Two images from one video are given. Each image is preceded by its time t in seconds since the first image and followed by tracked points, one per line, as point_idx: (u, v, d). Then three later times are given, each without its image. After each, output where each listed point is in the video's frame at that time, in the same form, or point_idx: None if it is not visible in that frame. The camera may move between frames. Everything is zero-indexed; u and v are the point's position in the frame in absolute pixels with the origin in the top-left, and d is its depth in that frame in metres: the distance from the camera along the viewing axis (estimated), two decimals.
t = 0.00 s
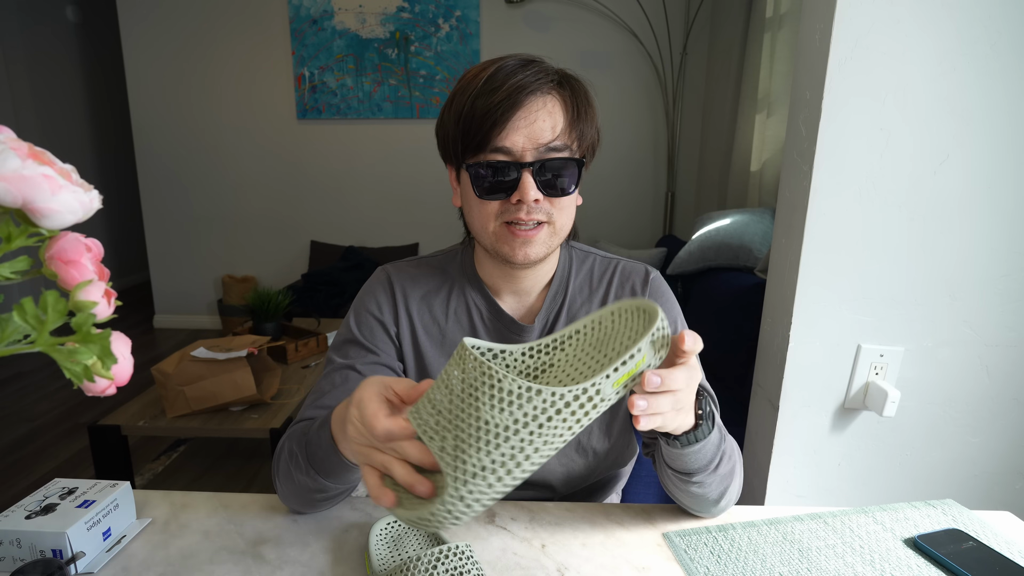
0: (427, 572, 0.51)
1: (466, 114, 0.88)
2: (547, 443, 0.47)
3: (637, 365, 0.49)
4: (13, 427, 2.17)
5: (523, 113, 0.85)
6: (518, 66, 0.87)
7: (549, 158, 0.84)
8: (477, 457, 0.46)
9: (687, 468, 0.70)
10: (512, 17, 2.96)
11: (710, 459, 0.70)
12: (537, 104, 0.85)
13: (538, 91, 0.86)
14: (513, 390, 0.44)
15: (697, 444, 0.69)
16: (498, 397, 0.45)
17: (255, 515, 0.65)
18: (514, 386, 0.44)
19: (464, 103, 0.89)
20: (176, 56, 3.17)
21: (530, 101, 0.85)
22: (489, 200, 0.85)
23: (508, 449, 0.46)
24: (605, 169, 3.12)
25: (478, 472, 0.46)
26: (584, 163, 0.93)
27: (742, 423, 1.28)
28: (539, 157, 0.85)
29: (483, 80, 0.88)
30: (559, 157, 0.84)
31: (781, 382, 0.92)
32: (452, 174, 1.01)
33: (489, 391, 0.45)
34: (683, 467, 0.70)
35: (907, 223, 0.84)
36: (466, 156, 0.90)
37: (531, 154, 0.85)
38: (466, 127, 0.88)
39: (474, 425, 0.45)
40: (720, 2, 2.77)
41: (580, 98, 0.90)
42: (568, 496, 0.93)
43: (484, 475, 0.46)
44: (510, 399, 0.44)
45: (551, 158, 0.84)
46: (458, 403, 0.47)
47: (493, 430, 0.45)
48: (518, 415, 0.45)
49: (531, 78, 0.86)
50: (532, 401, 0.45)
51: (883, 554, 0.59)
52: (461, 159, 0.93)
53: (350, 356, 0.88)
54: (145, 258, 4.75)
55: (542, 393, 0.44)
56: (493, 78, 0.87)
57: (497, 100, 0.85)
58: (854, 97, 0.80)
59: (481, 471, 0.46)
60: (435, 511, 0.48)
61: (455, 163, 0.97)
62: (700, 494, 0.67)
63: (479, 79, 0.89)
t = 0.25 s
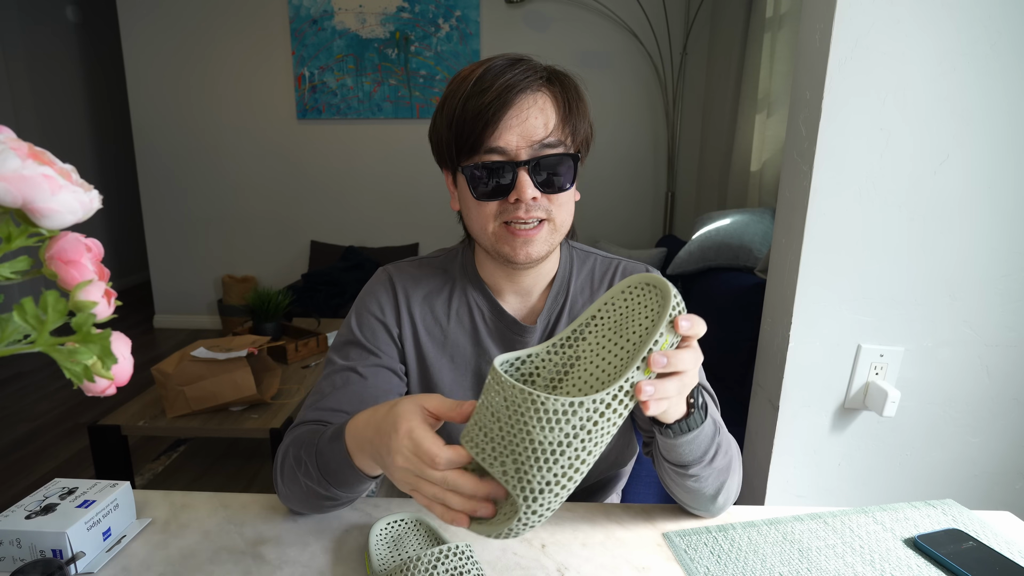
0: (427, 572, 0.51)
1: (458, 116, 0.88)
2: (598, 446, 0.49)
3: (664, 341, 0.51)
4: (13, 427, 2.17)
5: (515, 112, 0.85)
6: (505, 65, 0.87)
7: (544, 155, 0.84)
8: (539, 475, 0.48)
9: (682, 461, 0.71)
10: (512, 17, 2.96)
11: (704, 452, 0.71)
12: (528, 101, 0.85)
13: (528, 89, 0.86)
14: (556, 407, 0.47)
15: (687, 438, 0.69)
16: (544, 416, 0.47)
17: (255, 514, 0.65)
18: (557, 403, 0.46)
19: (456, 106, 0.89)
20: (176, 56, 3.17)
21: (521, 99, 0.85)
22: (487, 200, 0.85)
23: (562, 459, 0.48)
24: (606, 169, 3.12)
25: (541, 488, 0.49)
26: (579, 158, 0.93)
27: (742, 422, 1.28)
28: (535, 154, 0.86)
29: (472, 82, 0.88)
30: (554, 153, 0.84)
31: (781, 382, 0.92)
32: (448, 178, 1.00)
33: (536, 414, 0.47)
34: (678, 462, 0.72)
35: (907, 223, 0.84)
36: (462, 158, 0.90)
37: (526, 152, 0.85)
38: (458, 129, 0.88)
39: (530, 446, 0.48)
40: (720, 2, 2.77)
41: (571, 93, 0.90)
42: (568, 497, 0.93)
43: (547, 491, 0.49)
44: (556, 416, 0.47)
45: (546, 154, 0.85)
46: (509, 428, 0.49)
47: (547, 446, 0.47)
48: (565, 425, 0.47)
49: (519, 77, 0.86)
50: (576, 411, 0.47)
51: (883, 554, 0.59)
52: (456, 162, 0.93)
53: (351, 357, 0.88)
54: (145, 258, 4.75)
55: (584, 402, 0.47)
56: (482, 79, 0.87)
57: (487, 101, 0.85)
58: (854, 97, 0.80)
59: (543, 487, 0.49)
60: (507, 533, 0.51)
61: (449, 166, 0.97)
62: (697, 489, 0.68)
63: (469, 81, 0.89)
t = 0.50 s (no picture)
0: (427, 573, 0.51)
1: (459, 115, 0.89)
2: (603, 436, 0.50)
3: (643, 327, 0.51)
4: (13, 427, 2.17)
5: (515, 109, 0.85)
6: (506, 64, 0.88)
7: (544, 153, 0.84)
8: (551, 476, 0.50)
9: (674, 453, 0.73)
10: (512, 17, 2.96)
11: (696, 442, 0.72)
12: (529, 100, 0.85)
13: (528, 86, 0.86)
14: (547, 413, 0.48)
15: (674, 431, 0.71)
16: (539, 423, 0.48)
17: (255, 514, 0.65)
18: (547, 410, 0.48)
19: (457, 105, 0.90)
20: (176, 56, 3.17)
21: (521, 97, 0.85)
22: (487, 199, 0.84)
23: (570, 457, 0.49)
24: (606, 169, 3.12)
25: (557, 485, 0.50)
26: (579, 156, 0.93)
27: (742, 423, 1.28)
28: (535, 151, 0.85)
29: (473, 80, 0.89)
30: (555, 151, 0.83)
31: (781, 383, 0.92)
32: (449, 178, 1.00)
33: (532, 421, 0.48)
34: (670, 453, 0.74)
35: (907, 223, 0.84)
36: (462, 157, 0.90)
37: (527, 149, 0.85)
38: (460, 128, 0.89)
39: (536, 450, 0.49)
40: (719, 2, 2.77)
41: (572, 91, 0.90)
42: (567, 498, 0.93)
43: (564, 487, 0.50)
44: (550, 421, 0.48)
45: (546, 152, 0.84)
46: (515, 437, 0.50)
47: (551, 448, 0.49)
48: (563, 426, 0.48)
49: (521, 75, 0.87)
50: (569, 412, 0.48)
51: (883, 554, 0.59)
52: (457, 161, 0.93)
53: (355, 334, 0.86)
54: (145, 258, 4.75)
55: (574, 403, 0.48)
56: (484, 78, 0.88)
57: (488, 98, 0.85)
58: (854, 98, 0.80)
59: (559, 484, 0.50)
60: (536, 529, 0.53)
61: (451, 165, 0.97)
62: (692, 482, 0.71)
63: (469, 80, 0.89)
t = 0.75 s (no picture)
0: (427, 572, 0.51)
1: (461, 107, 0.90)
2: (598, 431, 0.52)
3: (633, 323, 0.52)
4: (13, 427, 2.17)
5: (514, 99, 0.86)
6: (508, 57, 0.89)
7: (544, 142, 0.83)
8: (549, 468, 0.52)
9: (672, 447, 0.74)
10: (512, 17, 2.96)
11: (694, 437, 0.73)
12: (527, 90, 0.86)
13: (528, 78, 0.87)
14: (545, 408, 0.50)
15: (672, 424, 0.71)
16: (537, 417, 0.50)
17: (255, 515, 0.65)
18: (544, 405, 0.50)
19: (460, 97, 0.91)
20: (176, 56, 3.17)
21: (520, 88, 0.86)
22: (485, 187, 0.85)
23: (566, 450, 0.51)
24: (605, 169, 3.12)
25: (554, 478, 0.52)
26: (580, 151, 0.93)
27: (742, 422, 1.28)
28: (533, 141, 0.86)
29: (475, 73, 0.90)
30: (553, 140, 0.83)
31: (781, 383, 0.92)
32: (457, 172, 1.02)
33: (529, 416, 0.50)
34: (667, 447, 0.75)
35: (907, 223, 0.84)
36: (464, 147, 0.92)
37: (524, 138, 0.85)
38: (461, 120, 0.90)
39: (534, 443, 0.51)
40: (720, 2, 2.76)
41: (572, 86, 0.91)
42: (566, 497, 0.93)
43: (562, 478, 0.52)
44: (546, 416, 0.50)
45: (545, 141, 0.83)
46: (513, 432, 0.53)
47: (550, 442, 0.51)
48: (559, 421, 0.50)
49: (521, 67, 0.88)
50: (564, 407, 0.50)
51: (883, 554, 0.59)
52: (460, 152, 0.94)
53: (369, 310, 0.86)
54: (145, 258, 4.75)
55: (569, 399, 0.50)
56: (485, 70, 0.89)
57: (487, 89, 0.86)
58: (854, 97, 0.80)
59: (556, 477, 0.52)
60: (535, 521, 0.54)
61: (454, 158, 0.98)
62: (690, 476, 0.72)
63: (472, 72, 0.91)
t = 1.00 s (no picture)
0: (427, 572, 0.51)
1: (475, 104, 0.90)
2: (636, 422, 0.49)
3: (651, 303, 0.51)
4: (13, 427, 2.17)
5: (529, 99, 0.85)
6: (525, 55, 0.88)
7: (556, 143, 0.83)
8: (595, 470, 0.48)
9: (676, 442, 0.74)
10: (512, 17, 2.96)
11: (698, 432, 0.73)
12: (544, 89, 0.86)
13: (544, 79, 0.86)
14: (580, 407, 0.46)
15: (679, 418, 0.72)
16: (573, 419, 0.46)
17: (255, 514, 0.65)
18: (580, 404, 0.46)
19: (474, 94, 0.91)
20: (176, 56, 3.17)
21: (536, 87, 0.86)
22: (496, 185, 0.85)
23: (609, 448, 0.48)
24: (605, 169, 3.12)
25: (601, 479, 0.49)
26: (591, 153, 0.93)
27: (742, 423, 1.28)
28: (546, 141, 0.86)
29: (491, 72, 0.89)
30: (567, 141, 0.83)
31: (781, 383, 0.92)
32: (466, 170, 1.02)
33: (564, 420, 0.47)
34: (671, 443, 0.75)
35: (907, 223, 0.84)
36: (476, 144, 0.92)
37: (538, 138, 0.85)
38: (475, 118, 0.90)
39: (573, 447, 0.48)
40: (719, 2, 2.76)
41: (588, 89, 0.91)
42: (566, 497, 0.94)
43: (610, 478, 0.49)
44: (583, 416, 0.46)
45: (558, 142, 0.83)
46: (548, 442, 0.48)
47: (590, 443, 0.47)
48: (597, 417, 0.47)
49: (537, 67, 0.87)
50: (601, 402, 0.47)
51: (883, 554, 0.59)
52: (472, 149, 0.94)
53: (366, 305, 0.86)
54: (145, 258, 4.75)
55: (605, 393, 0.47)
56: (501, 69, 0.88)
57: (502, 88, 0.86)
58: (854, 98, 0.80)
59: (602, 478, 0.49)
60: (589, 529, 0.51)
61: (466, 156, 0.98)
62: (694, 472, 0.72)
63: (488, 69, 0.90)
